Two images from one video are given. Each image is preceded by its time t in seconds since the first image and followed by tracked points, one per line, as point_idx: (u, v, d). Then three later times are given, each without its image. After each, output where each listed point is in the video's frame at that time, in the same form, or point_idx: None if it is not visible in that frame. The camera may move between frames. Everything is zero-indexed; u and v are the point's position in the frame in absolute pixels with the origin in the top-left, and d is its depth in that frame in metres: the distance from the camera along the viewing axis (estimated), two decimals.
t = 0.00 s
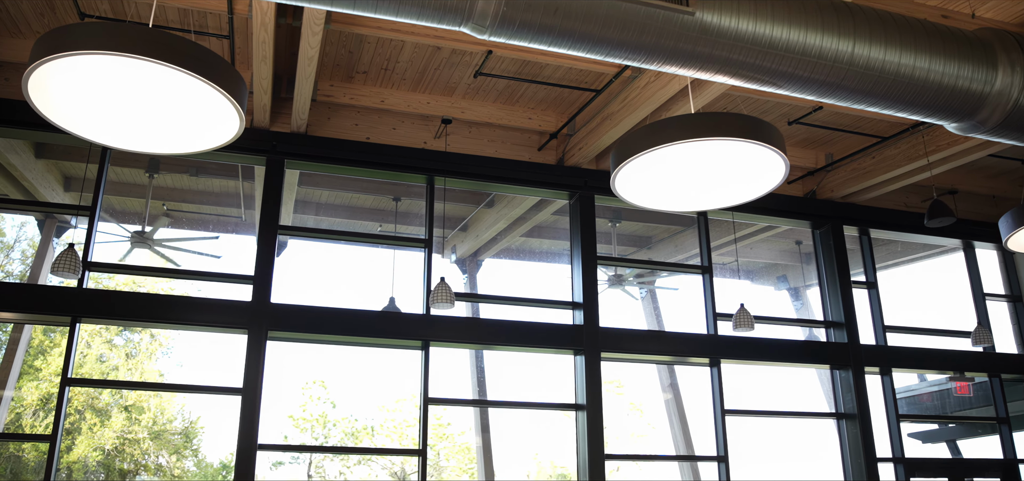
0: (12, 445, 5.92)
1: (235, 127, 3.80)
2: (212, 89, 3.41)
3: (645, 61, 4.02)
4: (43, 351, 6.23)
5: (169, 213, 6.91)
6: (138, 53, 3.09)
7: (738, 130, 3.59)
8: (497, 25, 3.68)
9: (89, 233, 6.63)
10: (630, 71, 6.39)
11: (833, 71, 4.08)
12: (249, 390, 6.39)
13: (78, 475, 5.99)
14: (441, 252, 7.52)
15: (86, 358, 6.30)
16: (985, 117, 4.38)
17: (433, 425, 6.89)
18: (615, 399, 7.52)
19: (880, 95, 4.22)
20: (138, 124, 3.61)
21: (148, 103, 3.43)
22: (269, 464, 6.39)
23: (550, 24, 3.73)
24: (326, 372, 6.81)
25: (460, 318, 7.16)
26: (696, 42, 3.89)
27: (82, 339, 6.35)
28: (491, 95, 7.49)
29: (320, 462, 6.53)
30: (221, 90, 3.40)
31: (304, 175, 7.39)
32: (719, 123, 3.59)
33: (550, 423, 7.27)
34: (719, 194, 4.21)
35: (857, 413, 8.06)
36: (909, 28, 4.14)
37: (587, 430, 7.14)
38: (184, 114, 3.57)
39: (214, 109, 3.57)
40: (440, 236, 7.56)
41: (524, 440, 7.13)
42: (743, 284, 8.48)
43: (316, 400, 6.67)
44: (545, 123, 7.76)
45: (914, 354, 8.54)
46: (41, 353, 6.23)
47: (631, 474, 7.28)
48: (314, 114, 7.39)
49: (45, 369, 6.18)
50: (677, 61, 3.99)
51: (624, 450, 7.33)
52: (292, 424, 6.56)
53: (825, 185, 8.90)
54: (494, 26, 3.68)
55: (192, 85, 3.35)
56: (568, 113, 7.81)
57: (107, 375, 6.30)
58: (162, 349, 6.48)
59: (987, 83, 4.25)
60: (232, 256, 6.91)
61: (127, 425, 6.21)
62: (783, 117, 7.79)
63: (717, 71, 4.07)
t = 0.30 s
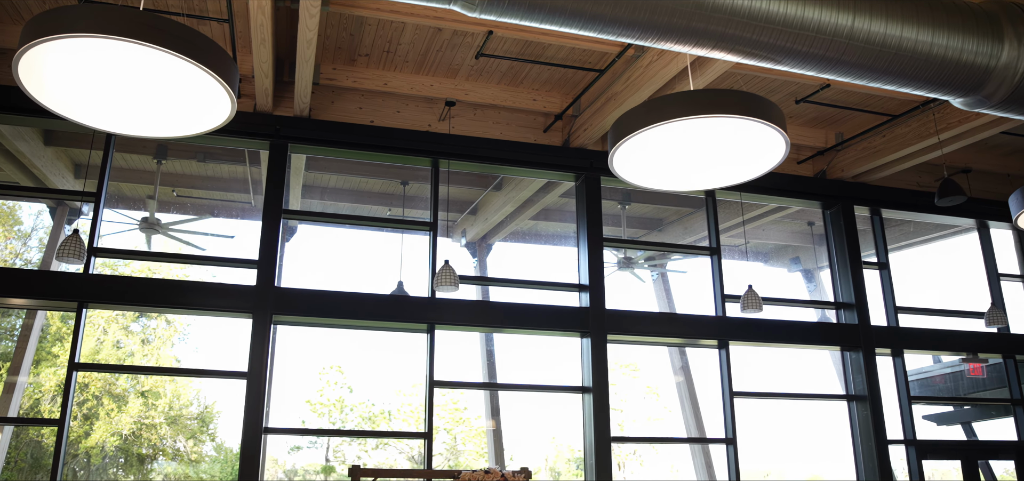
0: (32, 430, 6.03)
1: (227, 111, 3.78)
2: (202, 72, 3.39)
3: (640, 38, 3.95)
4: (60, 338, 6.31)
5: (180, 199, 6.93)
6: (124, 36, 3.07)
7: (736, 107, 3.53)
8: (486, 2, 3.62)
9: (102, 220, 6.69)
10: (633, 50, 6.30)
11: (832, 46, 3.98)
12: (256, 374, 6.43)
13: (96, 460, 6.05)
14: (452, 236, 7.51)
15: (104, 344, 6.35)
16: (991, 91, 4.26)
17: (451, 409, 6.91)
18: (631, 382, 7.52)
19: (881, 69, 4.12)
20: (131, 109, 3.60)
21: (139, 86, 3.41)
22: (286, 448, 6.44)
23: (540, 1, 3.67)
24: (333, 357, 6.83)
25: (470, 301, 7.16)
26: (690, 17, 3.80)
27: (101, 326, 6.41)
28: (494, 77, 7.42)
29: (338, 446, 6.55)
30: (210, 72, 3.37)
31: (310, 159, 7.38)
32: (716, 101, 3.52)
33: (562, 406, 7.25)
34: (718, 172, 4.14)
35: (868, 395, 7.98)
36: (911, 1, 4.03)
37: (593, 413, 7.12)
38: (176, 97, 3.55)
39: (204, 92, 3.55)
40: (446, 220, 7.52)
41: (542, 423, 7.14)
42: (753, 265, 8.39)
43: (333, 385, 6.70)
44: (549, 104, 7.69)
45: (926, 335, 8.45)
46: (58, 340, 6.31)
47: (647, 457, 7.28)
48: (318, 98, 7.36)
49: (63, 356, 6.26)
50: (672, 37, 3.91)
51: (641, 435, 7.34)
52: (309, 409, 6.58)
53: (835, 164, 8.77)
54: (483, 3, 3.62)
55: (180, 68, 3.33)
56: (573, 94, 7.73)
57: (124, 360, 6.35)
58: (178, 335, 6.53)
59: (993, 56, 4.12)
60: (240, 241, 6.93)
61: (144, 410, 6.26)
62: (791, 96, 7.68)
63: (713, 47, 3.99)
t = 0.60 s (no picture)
0: (49, 416, 6.09)
1: (220, 94, 3.77)
2: (193, 54, 3.37)
3: (634, 14, 3.85)
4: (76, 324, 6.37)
5: (188, 184, 6.94)
6: (111, 17, 3.04)
7: (736, 83, 3.46)
8: None
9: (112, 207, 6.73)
10: (636, 28, 6.21)
11: (832, 19, 3.90)
12: (259, 356, 6.45)
13: (112, 445, 6.11)
14: (461, 219, 7.47)
15: (119, 330, 6.42)
16: (997, 66, 4.13)
17: (465, 393, 6.95)
18: (646, 366, 7.51)
19: (883, 44, 4.02)
20: (124, 92, 3.58)
21: (130, 69, 3.40)
22: (303, 432, 6.50)
23: None
24: (339, 340, 6.84)
25: (479, 284, 7.16)
26: None
27: (116, 311, 6.48)
28: (498, 58, 7.35)
29: (354, 430, 6.60)
30: (201, 55, 3.35)
31: (316, 143, 7.36)
32: (715, 77, 3.46)
33: (573, 388, 7.24)
34: (718, 151, 4.08)
35: (878, 377, 7.92)
36: None
37: (599, 395, 7.09)
38: (168, 79, 3.53)
39: (197, 75, 3.54)
40: (450, 203, 7.47)
41: (557, 406, 7.16)
42: (762, 247, 8.31)
43: (349, 369, 6.75)
44: (554, 85, 7.61)
45: (937, 316, 8.35)
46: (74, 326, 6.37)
47: (661, 440, 7.28)
48: (321, 81, 7.32)
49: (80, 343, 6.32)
50: (667, 12, 3.82)
51: (655, 418, 7.32)
52: (325, 394, 6.62)
53: (845, 143, 8.63)
54: None
55: (173, 50, 3.31)
56: (578, 74, 7.65)
57: (138, 346, 6.41)
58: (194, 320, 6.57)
59: (999, 30, 3.99)
60: (247, 225, 6.93)
61: (159, 395, 6.31)
62: (798, 74, 7.56)
63: (710, 22, 3.89)
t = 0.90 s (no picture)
0: (66, 400, 6.15)
1: (213, 76, 3.76)
2: (187, 34, 3.34)
3: None
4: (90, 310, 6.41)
5: (197, 169, 6.95)
6: None
7: (737, 58, 3.39)
8: None
9: (123, 193, 6.76)
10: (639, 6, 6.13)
11: None
12: (262, 339, 6.44)
13: (128, 429, 6.17)
14: (469, 202, 7.46)
15: (133, 315, 6.46)
16: (1005, 37, 4.06)
17: (480, 377, 6.95)
18: (659, 349, 7.48)
19: (887, 16, 3.92)
20: (119, 73, 3.56)
21: (124, 49, 3.37)
22: (319, 416, 6.54)
23: None
24: (345, 323, 6.85)
25: (489, 266, 7.15)
26: None
27: (130, 296, 6.52)
28: (502, 37, 7.26)
29: (371, 414, 6.63)
30: (195, 34, 3.32)
31: (324, 125, 7.35)
32: (716, 52, 3.38)
33: (583, 371, 7.22)
34: (718, 128, 4.02)
35: (888, 357, 7.84)
36: None
37: (606, 377, 7.06)
38: (162, 60, 3.50)
39: (188, 55, 3.51)
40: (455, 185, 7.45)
41: (571, 389, 7.14)
42: (771, 227, 8.22)
43: (363, 354, 6.77)
44: (559, 65, 7.53)
45: (950, 297, 8.25)
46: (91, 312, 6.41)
47: (676, 422, 7.27)
48: (325, 63, 7.28)
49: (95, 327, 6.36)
50: None
51: (669, 401, 7.29)
52: (340, 378, 6.66)
53: (856, 122, 8.49)
54: None
55: (164, 29, 3.28)
56: (583, 53, 7.57)
57: (152, 331, 6.45)
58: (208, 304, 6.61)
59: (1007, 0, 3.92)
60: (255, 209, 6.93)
61: (173, 380, 6.37)
62: (807, 51, 7.44)
63: None
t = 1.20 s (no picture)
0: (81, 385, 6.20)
1: (206, 58, 3.72)
2: (178, 14, 3.31)
3: None
4: (104, 295, 6.44)
5: (204, 153, 6.94)
6: None
7: (737, 34, 3.32)
8: None
9: (130, 177, 6.77)
10: None
11: None
12: (266, 322, 6.46)
13: (142, 412, 6.21)
14: (475, 184, 7.40)
15: (147, 300, 6.49)
16: (1012, 12, 3.97)
17: (493, 361, 6.95)
18: (672, 332, 7.43)
19: None
20: (112, 54, 3.53)
21: (115, 29, 3.34)
22: (333, 401, 6.56)
23: None
24: (351, 306, 6.85)
25: (497, 249, 7.11)
26: None
27: (143, 281, 6.54)
28: (506, 18, 7.18)
29: (386, 398, 6.65)
30: (186, 14, 3.28)
31: (329, 109, 7.34)
32: (716, 28, 3.31)
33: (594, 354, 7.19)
34: (717, 107, 3.94)
35: (898, 340, 7.76)
36: None
37: (611, 360, 7.04)
38: (154, 40, 3.47)
39: (180, 36, 3.47)
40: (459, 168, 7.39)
41: (584, 374, 7.12)
42: (780, 209, 8.12)
43: (377, 338, 6.78)
44: (564, 45, 7.44)
45: (961, 279, 8.15)
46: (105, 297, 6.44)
47: (690, 406, 7.24)
48: (328, 45, 7.23)
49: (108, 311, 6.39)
50: None
51: (682, 385, 7.26)
52: (354, 362, 6.67)
53: (866, 101, 8.35)
54: None
55: (155, 10, 3.24)
56: (588, 33, 7.47)
57: (164, 316, 6.47)
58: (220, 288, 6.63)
59: None
60: (261, 193, 6.91)
61: (186, 364, 6.40)
62: (815, 30, 7.32)
63: None
